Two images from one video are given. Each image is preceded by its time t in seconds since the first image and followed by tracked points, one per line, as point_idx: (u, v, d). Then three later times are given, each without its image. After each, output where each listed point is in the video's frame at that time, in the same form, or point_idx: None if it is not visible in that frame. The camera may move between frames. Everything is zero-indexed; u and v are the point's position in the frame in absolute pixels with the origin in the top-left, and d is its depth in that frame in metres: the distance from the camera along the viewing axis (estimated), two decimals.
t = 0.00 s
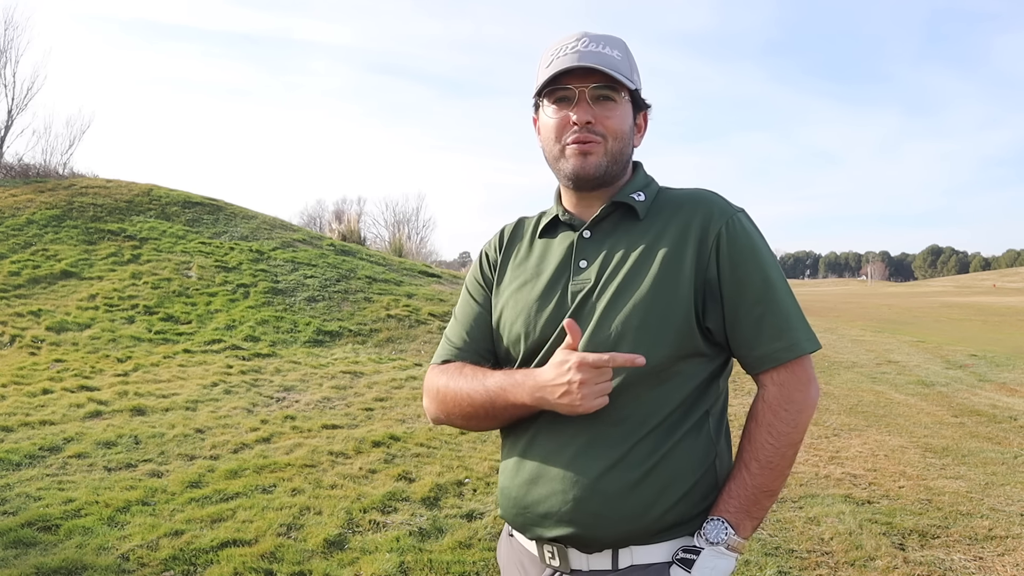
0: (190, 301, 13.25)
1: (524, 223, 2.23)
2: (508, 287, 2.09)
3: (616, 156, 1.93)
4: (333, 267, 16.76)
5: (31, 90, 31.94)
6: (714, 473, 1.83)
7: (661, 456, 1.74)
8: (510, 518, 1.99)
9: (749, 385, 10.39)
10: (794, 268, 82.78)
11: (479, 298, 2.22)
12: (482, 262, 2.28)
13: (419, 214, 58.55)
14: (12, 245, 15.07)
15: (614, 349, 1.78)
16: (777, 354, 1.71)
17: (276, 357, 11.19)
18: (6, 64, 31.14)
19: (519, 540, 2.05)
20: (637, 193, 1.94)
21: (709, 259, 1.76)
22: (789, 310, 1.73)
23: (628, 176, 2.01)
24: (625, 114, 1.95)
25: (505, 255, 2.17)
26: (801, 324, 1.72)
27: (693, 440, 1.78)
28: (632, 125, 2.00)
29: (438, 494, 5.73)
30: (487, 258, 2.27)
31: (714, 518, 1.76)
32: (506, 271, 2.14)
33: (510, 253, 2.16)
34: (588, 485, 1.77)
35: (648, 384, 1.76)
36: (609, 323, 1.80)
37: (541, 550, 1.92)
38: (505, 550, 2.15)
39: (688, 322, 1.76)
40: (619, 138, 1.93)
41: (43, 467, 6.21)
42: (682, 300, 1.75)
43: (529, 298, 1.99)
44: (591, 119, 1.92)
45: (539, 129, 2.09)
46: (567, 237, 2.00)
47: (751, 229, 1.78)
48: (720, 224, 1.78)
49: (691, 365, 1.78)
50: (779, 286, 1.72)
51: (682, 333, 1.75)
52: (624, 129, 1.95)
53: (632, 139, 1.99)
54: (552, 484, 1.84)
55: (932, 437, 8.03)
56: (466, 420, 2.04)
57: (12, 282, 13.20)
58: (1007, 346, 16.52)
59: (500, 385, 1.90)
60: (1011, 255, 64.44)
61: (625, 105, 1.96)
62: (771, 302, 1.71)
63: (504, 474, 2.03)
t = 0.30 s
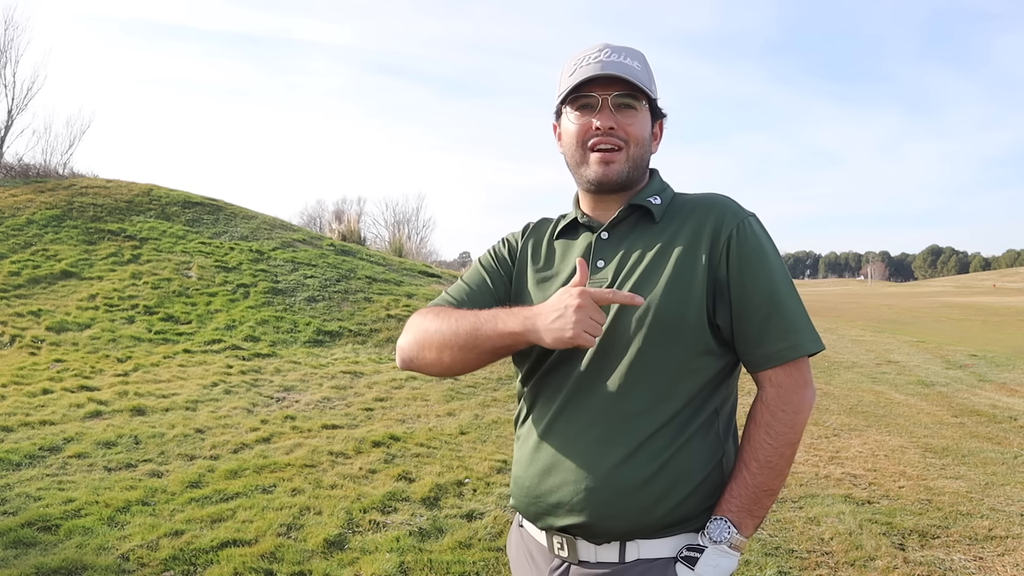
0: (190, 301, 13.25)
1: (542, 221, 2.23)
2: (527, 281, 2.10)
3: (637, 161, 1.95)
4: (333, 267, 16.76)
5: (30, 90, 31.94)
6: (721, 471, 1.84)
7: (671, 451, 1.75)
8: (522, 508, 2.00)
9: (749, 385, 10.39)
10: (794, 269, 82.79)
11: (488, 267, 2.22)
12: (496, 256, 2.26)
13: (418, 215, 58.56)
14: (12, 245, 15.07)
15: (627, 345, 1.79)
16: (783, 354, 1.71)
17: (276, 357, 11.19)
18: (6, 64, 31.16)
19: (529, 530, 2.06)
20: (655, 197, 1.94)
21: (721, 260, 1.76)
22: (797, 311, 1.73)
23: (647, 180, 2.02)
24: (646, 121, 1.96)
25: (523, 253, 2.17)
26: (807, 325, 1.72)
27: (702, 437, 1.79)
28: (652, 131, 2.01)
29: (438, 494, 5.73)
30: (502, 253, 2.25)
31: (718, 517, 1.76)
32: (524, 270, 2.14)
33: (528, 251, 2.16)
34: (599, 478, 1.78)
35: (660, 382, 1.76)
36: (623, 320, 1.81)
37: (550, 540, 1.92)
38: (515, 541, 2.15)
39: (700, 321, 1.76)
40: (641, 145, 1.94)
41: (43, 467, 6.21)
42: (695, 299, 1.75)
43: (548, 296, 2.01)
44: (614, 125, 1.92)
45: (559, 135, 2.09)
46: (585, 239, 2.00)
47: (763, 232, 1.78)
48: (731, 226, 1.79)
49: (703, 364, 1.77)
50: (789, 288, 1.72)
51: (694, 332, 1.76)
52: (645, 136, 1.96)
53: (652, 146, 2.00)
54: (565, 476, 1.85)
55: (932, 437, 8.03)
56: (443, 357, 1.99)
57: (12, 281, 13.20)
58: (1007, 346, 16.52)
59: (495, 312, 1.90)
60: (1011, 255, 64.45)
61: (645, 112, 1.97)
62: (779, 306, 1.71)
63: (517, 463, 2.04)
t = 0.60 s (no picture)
0: (190, 301, 13.25)
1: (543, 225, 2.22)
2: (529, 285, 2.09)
3: (633, 171, 1.94)
4: (333, 267, 16.76)
5: (31, 90, 31.95)
6: (723, 468, 1.84)
7: (677, 449, 1.75)
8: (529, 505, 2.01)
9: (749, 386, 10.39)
10: (794, 268, 82.78)
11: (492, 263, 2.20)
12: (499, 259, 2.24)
13: (418, 216, 58.59)
14: (12, 245, 15.07)
15: (631, 346, 1.78)
16: (780, 353, 1.71)
17: (276, 357, 11.19)
18: (6, 64, 31.18)
19: (536, 526, 2.06)
20: (654, 200, 1.93)
21: (720, 259, 1.76)
22: (795, 309, 1.73)
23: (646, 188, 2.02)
24: (641, 130, 1.95)
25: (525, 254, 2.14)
26: (802, 322, 1.73)
27: (706, 435, 1.79)
28: (648, 138, 2.00)
29: (438, 494, 5.73)
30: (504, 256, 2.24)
31: (719, 517, 1.76)
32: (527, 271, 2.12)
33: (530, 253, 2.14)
34: (607, 476, 1.79)
35: (666, 381, 1.76)
36: (626, 321, 1.80)
37: (557, 535, 1.93)
38: (522, 537, 2.16)
39: (702, 320, 1.76)
40: (637, 155, 1.94)
41: (43, 467, 6.21)
42: (697, 300, 1.75)
43: (548, 297, 1.99)
44: (607, 137, 1.92)
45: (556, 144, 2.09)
46: (588, 241, 1.99)
47: (760, 230, 1.78)
48: (729, 226, 1.78)
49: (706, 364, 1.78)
50: (787, 287, 1.73)
51: (697, 331, 1.76)
52: (640, 146, 1.95)
53: (648, 154, 1.99)
54: (571, 473, 1.86)
55: (932, 437, 8.03)
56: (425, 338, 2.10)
57: (12, 282, 13.20)
58: (1007, 346, 16.52)
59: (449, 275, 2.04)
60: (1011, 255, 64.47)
61: (641, 122, 1.96)
62: (776, 305, 1.71)
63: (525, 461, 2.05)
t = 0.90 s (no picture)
0: (190, 301, 13.25)
1: (533, 236, 2.25)
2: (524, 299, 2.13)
3: (619, 177, 1.96)
4: (333, 267, 16.75)
5: (31, 90, 31.90)
6: (727, 465, 1.84)
7: (678, 449, 1.75)
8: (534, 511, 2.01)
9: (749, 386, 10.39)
10: (794, 268, 82.77)
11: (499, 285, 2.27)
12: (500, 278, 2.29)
13: (419, 215, 58.44)
14: (12, 245, 15.07)
15: (628, 349, 1.78)
16: (779, 348, 1.72)
17: (276, 357, 11.19)
18: (6, 64, 31.15)
19: (538, 528, 2.07)
20: (642, 199, 1.94)
21: (712, 259, 1.77)
22: (789, 305, 1.74)
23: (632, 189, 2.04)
24: (624, 136, 1.96)
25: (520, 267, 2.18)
26: (797, 318, 1.73)
27: (707, 433, 1.79)
28: (631, 142, 2.01)
29: (438, 494, 5.73)
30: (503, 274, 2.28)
31: (730, 513, 1.75)
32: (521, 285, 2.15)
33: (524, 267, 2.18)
34: (609, 478, 1.78)
35: (664, 383, 1.76)
36: (620, 326, 1.80)
37: (561, 536, 1.92)
38: (524, 539, 2.16)
39: (698, 321, 1.76)
40: (621, 162, 1.96)
41: (43, 467, 6.21)
42: (692, 301, 1.76)
43: (541, 308, 2.02)
44: (591, 148, 1.94)
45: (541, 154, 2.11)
46: (577, 248, 2.00)
47: (752, 227, 1.79)
48: (721, 224, 1.79)
49: (705, 363, 1.78)
50: (780, 283, 1.73)
51: (695, 331, 1.76)
52: (624, 152, 1.97)
53: (632, 157, 2.01)
54: (574, 477, 1.86)
55: (932, 437, 8.03)
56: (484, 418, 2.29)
57: (12, 281, 13.20)
58: (1007, 346, 16.52)
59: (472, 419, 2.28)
60: (1011, 255, 64.46)
61: (623, 127, 1.97)
62: (770, 301, 1.72)
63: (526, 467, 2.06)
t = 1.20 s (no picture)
0: (190, 301, 13.25)
1: (529, 234, 2.30)
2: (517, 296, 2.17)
3: (608, 170, 1.96)
4: (333, 267, 16.75)
5: (31, 90, 31.86)
6: (723, 463, 1.84)
7: (670, 447, 1.75)
8: (527, 510, 2.02)
9: (749, 386, 10.39)
10: (794, 268, 82.74)
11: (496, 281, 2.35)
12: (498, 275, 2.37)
13: (419, 215, 58.40)
14: (12, 245, 15.07)
15: (620, 347, 1.78)
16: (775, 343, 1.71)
17: (276, 357, 11.19)
18: (6, 64, 31.14)
19: (534, 532, 2.07)
20: (630, 194, 1.95)
21: (703, 254, 1.76)
22: (781, 301, 1.73)
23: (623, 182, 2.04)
24: (613, 129, 1.97)
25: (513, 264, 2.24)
26: (790, 313, 1.73)
27: (700, 431, 1.79)
28: (622, 136, 2.01)
29: (438, 494, 5.73)
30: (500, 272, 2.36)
31: (728, 511, 1.75)
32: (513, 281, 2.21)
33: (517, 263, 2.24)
34: (602, 477, 1.78)
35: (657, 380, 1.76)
36: (609, 321, 1.80)
37: (556, 540, 1.93)
38: (519, 544, 2.16)
39: (689, 317, 1.75)
40: (611, 153, 1.96)
41: (43, 467, 6.21)
42: (683, 296, 1.75)
43: (528, 302, 2.07)
44: (580, 140, 1.95)
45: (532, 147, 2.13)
46: (566, 243, 2.05)
47: (744, 222, 1.78)
48: (713, 219, 1.78)
49: (697, 361, 1.78)
50: (771, 280, 1.73)
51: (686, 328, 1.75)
52: (614, 144, 1.98)
53: (623, 151, 2.01)
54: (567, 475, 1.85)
55: (932, 437, 8.03)
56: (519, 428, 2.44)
57: (12, 282, 13.20)
58: (1007, 346, 16.52)
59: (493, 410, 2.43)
60: (1011, 254, 64.44)
61: (613, 118, 1.98)
62: (762, 296, 1.71)
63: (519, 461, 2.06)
